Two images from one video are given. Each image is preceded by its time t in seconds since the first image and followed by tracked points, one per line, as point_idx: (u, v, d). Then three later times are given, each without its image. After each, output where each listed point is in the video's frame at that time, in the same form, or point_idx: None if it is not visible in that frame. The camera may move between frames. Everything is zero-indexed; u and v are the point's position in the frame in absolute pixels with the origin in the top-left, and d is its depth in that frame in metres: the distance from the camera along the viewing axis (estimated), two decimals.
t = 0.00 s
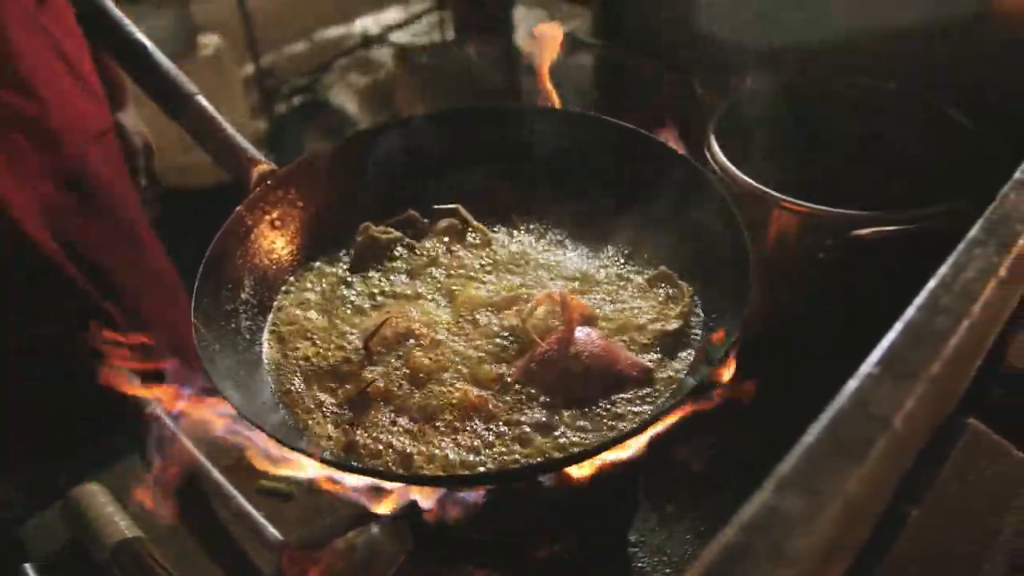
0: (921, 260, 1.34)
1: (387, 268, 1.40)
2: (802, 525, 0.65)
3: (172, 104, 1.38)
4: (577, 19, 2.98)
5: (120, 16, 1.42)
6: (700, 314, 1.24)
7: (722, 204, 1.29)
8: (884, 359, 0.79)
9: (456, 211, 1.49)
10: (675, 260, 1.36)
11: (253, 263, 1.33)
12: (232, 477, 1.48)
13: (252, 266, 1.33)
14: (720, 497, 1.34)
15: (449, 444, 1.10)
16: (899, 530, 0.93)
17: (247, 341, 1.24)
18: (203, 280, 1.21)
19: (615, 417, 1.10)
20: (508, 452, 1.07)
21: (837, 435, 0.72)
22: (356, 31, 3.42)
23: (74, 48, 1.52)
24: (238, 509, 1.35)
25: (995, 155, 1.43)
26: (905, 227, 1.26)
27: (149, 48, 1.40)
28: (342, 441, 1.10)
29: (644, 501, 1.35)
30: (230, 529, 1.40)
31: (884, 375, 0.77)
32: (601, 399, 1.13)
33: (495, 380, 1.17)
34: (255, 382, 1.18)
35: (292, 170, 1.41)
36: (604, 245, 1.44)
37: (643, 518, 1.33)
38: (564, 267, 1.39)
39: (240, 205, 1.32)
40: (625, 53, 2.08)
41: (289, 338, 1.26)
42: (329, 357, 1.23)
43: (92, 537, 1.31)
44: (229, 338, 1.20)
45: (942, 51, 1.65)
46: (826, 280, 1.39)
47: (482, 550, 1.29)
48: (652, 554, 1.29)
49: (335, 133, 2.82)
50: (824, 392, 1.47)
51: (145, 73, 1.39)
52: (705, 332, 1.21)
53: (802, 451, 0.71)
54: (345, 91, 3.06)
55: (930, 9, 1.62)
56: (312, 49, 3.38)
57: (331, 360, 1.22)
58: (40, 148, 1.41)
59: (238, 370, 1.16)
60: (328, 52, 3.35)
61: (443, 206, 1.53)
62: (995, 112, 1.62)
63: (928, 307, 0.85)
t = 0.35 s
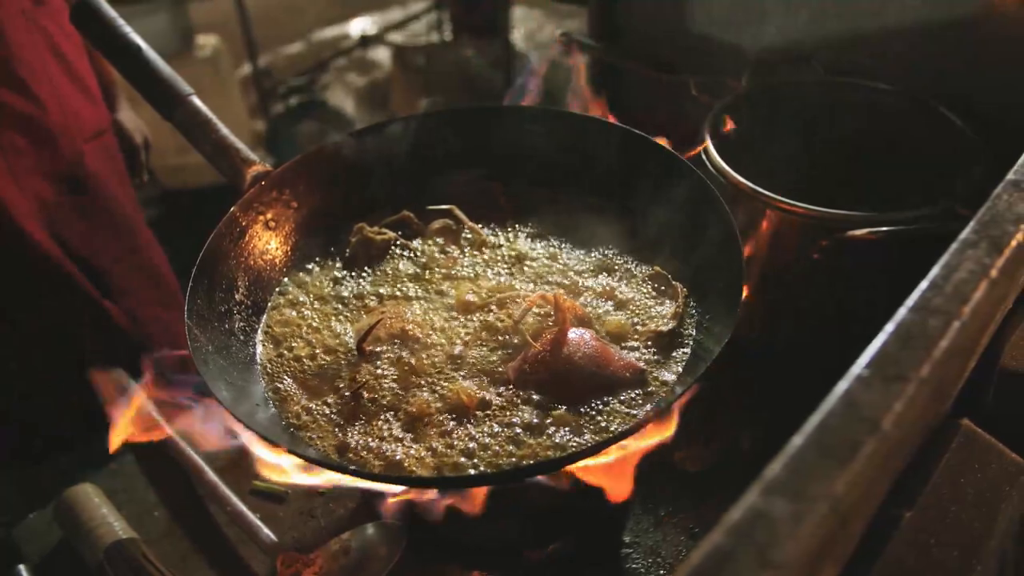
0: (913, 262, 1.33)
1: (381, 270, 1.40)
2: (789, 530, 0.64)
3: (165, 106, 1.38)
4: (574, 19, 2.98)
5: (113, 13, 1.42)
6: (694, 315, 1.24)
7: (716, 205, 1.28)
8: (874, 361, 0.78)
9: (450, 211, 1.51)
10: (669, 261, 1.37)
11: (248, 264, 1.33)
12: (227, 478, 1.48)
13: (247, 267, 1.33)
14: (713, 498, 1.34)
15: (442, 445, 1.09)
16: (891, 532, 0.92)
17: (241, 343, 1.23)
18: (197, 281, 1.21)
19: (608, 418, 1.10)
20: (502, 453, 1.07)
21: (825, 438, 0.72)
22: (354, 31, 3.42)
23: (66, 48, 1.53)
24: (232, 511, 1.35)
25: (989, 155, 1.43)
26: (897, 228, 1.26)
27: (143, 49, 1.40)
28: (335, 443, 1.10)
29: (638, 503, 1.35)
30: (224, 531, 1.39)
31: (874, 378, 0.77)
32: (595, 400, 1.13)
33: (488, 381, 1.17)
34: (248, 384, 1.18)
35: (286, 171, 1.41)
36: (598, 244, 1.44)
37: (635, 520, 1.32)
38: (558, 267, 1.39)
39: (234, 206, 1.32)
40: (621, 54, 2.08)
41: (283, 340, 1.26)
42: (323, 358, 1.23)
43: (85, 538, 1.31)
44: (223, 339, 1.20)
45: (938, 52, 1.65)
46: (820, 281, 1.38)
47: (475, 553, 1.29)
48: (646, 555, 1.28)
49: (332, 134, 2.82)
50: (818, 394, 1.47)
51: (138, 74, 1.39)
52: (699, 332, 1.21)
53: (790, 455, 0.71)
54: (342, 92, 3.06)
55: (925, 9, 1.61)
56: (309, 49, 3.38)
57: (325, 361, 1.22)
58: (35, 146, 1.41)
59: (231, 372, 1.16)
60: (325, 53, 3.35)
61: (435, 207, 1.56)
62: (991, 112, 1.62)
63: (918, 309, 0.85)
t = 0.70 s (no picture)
0: (907, 263, 1.34)
1: (376, 271, 1.40)
2: (775, 533, 0.64)
3: (160, 107, 1.38)
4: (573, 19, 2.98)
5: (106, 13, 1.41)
6: (687, 316, 1.24)
7: (710, 205, 1.29)
8: (862, 364, 0.79)
9: (444, 212, 1.51)
10: (663, 263, 1.37)
11: (241, 266, 1.33)
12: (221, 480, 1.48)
13: (240, 268, 1.33)
14: (707, 499, 1.34)
15: (435, 446, 1.09)
16: (882, 534, 0.92)
17: (235, 344, 1.24)
18: (191, 282, 1.21)
19: (600, 419, 1.10)
20: (494, 454, 1.07)
21: (813, 442, 0.72)
22: (353, 31, 3.42)
23: (63, 50, 1.52)
24: (226, 513, 1.35)
25: (984, 156, 1.43)
26: (889, 229, 1.27)
27: (139, 51, 1.40)
28: (327, 444, 1.10)
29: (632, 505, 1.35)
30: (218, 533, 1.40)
31: (862, 381, 0.77)
32: (587, 401, 1.13)
33: (480, 383, 1.17)
34: (241, 385, 1.18)
35: (281, 172, 1.40)
36: (591, 245, 1.44)
37: (630, 521, 1.32)
38: (551, 270, 1.39)
39: (228, 207, 1.32)
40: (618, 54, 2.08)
41: (276, 341, 1.26)
42: (316, 359, 1.23)
43: (79, 539, 1.31)
44: (216, 341, 1.20)
45: (938, 51, 1.66)
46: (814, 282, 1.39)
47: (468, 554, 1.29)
48: (639, 557, 1.28)
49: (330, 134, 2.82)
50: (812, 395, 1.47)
51: (133, 76, 1.39)
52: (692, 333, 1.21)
53: (778, 458, 0.71)
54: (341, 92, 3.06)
55: (925, 9, 1.62)
56: (307, 49, 3.38)
57: (318, 363, 1.22)
58: (29, 147, 1.41)
59: (224, 374, 1.16)
60: (324, 52, 3.34)
61: (430, 208, 1.56)
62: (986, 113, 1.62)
63: (908, 311, 0.85)
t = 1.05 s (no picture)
0: (903, 264, 1.33)
1: (370, 272, 1.40)
2: (761, 538, 0.64)
3: (155, 109, 1.38)
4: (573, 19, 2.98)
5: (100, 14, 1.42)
6: (681, 318, 1.24)
7: (705, 207, 1.28)
8: (852, 368, 0.78)
9: (439, 213, 1.51)
10: (656, 264, 1.37)
11: (235, 267, 1.33)
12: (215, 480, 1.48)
13: (234, 269, 1.33)
14: (701, 501, 1.33)
15: (428, 448, 1.09)
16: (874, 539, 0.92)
17: (228, 345, 1.24)
18: (184, 283, 1.21)
19: (592, 422, 1.10)
20: (486, 457, 1.07)
21: (800, 447, 0.72)
22: (353, 32, 3.43)
23: (60, 51, 1.52)
24: (220, 514, 1.36)
25: (982, 157, 1.43)
26: (884, 230, 1.28)
27: (134, 52, 1.40)
28: (318, 447, 1.10)
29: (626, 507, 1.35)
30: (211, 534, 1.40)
31: (851, 384, 0.77)
32: (580, 403, 1.12)
33: (474, 385, 1.17)
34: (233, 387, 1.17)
35: (276, 173, 1.40)
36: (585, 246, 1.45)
37: (626, 522, 1.31)
38: (548, 272, 1.39)
39: (222, 208, 1.32)
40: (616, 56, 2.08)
41: (269, 342, 1.26)
42: (309, 360, 1.23)
43: (72, 540, 1.30)
44: (209, 342, 1.20)
45: (938, 52, 1.68)
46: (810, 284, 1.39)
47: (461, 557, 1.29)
48: (634, 559, 1.26)
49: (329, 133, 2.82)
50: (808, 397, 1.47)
51: (128, 77, 1.39)
52: (686, 335, 1.20)
53: (765, 463, 0.71)
54: (340, 92, 3.06)
55: (925, 8, 1.65)
56: (306, 49, 3.38)
57: (312, 364, 1.22)
58: (26, 148, 1.41)
59: (217, 376, 1.16)
60: (323, 52, 3.34)
61: (424, 210, 1.56)
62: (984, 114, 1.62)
63: (899, 314, 0.85)
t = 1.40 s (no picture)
0: (898, 266, 1.33)
1: (364, 273, 1.40)
2: (749, 541, 0.64)
3: (148, 110, 1.39)
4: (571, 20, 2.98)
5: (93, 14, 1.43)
6: (675, 320, 1.24)
7: (699, 209, 1.28)
8: (841, 372, 0.78)
9: (432, 215, 1.51)
10: (650, 266, 1.37)
11: (228, 268, 1.33)
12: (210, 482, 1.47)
13: (227, 271, 1.33)
14: (694, 503, 1.33)
15: (420, 450, 1.09)
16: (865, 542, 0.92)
17: (222, 347, 1.23)
18: (177, 284, 1.21)
19: (585, 424, 1.10)
20: (478, 459, 1.07)
21: (789, 450, 0.72)
22: (352, 32, 3.44)
23: (56, 53, 1.51)
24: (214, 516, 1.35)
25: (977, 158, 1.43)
26: (878, 233, 1.30)
27: (128, 52, 1.40)
28: (311, 449, 1.10)
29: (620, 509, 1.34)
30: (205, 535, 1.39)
31: (840, 388, 0.77)
32: (573, 406, 1.12)
33: (467, 387, 1.17)
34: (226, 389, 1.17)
35: (270, 174, 1.40)
36: (578, 248, 1.45)
37: (619, 524, 1.31)
38: (542, 274, 1.39)
39: (216, 209, 1.31)
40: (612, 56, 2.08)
41: (263, 344, 1.26)
42: (303, 362, 1.23)
43: (66, 541, 1.30)
44: (202, 343, 1.20)
45: (939, 52, 1.69)
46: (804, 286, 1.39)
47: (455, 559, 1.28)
48: (628, 561, 1.27)
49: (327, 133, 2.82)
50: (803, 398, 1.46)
51: (122, 78, 1.39)
52: (678, 336, 1.20)
53: (754, 466, 0.71)
54: (338, 92, 3.06)
55: (925, 9, 1.66)
56: (304, 49, 3.38)
57: (306, 366, 1.22)
58: (21, 148, 1.41)
59: (210, 378, 1.16)
60: (321, 52, 3.35)
61: (417, 210, 1.56)
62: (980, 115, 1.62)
63: (889, 318, 0.84)
